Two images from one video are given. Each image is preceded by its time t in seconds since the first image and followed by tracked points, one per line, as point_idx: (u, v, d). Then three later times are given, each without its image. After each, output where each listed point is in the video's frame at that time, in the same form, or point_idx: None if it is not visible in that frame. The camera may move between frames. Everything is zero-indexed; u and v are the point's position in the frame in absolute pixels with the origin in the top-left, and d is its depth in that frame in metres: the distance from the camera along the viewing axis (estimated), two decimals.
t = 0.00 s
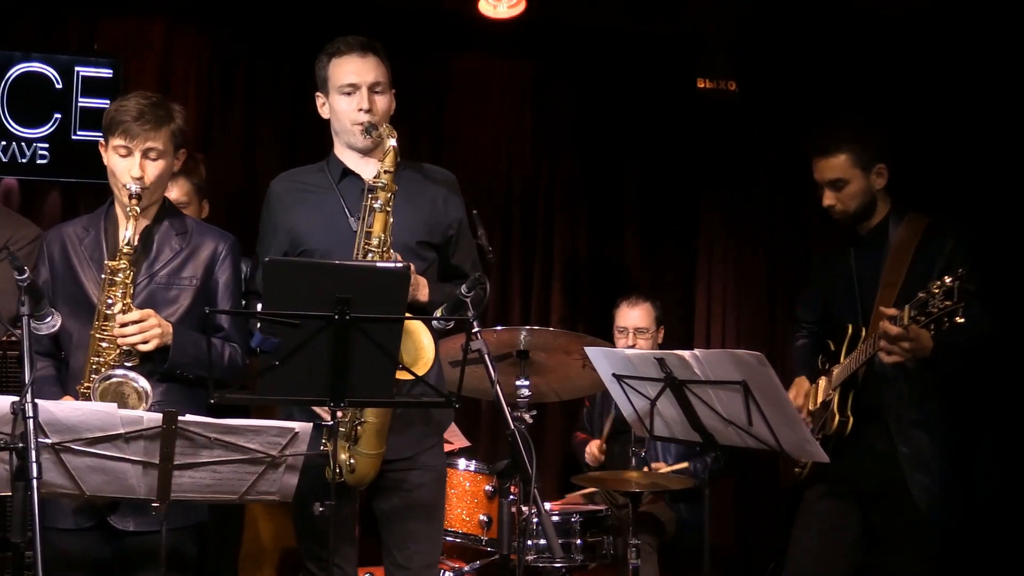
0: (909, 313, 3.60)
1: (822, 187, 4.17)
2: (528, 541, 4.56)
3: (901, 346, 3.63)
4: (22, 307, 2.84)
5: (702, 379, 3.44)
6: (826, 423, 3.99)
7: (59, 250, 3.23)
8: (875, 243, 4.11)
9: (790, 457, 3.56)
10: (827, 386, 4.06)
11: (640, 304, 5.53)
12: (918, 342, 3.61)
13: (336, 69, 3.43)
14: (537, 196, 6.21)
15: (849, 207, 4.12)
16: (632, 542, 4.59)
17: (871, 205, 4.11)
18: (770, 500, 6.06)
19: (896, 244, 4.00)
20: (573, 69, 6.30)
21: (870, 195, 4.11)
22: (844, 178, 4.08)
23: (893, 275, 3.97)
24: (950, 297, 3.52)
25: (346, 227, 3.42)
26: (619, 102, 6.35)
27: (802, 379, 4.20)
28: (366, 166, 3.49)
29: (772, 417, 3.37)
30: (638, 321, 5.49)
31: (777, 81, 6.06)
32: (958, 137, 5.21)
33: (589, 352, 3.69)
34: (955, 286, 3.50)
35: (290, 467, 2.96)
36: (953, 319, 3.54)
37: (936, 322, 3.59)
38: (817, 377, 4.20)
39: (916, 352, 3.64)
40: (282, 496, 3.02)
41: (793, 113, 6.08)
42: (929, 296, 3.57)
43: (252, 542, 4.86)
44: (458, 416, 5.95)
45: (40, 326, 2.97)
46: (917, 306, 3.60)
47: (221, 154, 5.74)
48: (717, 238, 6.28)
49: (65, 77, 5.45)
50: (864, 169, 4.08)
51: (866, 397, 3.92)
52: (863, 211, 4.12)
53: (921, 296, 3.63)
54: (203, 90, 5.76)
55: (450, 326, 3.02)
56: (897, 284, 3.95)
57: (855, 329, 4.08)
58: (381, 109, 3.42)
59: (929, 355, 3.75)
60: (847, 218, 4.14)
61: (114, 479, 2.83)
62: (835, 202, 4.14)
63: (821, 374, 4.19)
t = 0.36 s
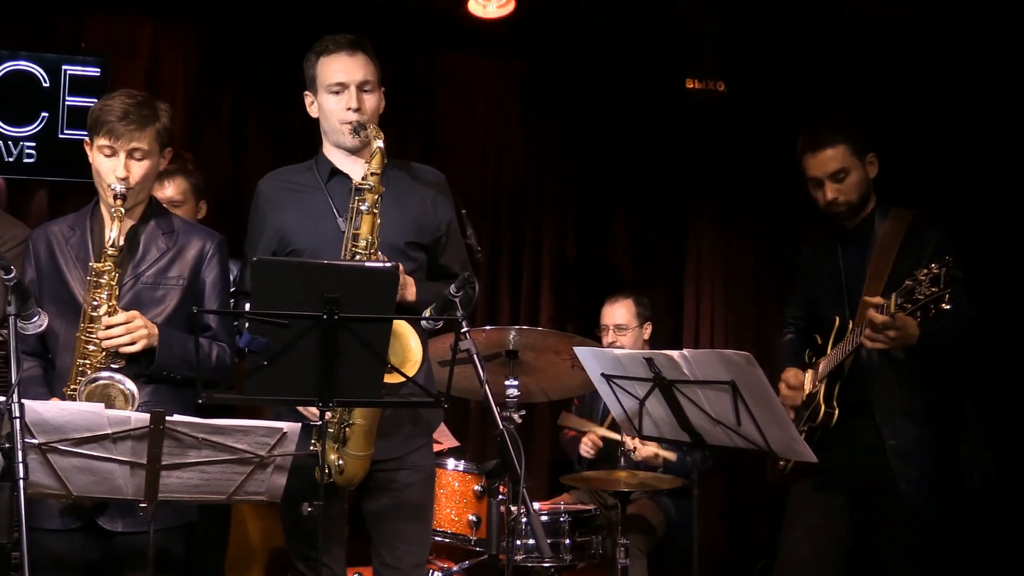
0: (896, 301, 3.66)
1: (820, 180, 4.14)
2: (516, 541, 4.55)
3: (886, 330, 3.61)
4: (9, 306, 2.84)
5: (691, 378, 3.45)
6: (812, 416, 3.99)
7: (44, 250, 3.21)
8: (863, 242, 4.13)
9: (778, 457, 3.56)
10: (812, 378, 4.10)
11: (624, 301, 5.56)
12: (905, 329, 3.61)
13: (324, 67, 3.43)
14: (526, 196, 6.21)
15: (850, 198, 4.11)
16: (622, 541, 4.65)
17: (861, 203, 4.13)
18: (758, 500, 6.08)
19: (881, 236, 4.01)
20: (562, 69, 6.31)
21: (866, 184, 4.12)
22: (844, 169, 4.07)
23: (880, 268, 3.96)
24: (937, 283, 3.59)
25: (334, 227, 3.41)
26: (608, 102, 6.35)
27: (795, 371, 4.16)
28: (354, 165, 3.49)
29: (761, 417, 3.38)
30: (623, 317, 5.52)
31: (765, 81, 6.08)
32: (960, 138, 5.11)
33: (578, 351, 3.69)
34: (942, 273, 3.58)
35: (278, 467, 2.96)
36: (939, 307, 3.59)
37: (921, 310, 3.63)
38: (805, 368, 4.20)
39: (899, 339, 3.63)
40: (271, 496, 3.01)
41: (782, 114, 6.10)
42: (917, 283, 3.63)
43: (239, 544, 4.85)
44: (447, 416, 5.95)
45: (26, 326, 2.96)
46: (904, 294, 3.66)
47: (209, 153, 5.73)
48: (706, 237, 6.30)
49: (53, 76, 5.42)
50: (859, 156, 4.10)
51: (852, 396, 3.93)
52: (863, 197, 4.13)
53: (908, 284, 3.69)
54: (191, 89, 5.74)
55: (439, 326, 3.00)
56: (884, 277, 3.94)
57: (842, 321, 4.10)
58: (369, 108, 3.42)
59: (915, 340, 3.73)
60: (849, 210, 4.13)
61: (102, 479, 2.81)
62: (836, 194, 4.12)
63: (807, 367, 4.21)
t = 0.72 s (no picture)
0: (889, 307, 3.68)
1: (809, 184, 4.11)
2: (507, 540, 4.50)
3: (853, 357, 3.73)
4: None
5: (681, 378, 3.45)
6: (801, 417, 4.00)
7: (33, 251, 3.20)
8: (853, 243, 4.13)
9: (768, 457, 3.57)
10: (802, 377, 4.09)
11: (616, 304, 5.57)
12: (871, 355, 3.71)
13: (314, 68, 3.42)
14: (517, 196, 6.21)
15: (841, 200, 4.08)
16: (612, 541, 4.55)
17: (852, 202, 4.11)
18: (749, 499, 6.09)
19: (874, 240, 4.00)
20: (553, 69, 6.31)
21: (857, 185, 4.10)
22: (834, 171, 4.05)
23: (872, 269, 3.97)
24: (930, 292, 3.59)
25: (324, 228, 3.40)
26: (599, 102, 6.36)
27: (787, 367, 4.18)
28: (344, 167, 3.47)
29: (750, 416, 3.38)
30: (614, 318, 5.52)
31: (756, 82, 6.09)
32: (958, 138, 5.01)
33: (568, 351, 3.69)
34: (935, 281, 3.58)
35: (269, 467, 2.95)
36: (931, 315, 3.60)
37: (914, 319, 3.65)
38: (794, 369, 4.22)
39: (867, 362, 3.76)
40: (261, 497, 3.00)
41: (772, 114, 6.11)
42: (910, 291, 3.64)
43: (229, 545, 4.84)
44: (438, 416, 5.95)
45: (14, 325, 2.97)
46: (897, 301, 3.67)
47: (200, 152, 5.71)
48: (697, 238, 6.31)
49: (42, 74, 5.40)
50: (850, 159, 4.08)
51: (841, 396, 3.95)
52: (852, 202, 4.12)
53: (901, 290, 3.69)
54: (182, 89, 5.72)
55: (430, 326, 2.99)
56: (875, 278, 3.95)
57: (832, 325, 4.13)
58: (359, 109, 3.42)
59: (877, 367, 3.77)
60: (841, 211, 4.11)
61: (91, 480, 2.81)
62: (828, 197, 4.09)
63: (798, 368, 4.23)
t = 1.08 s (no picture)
0: (869, 294, 3.71)
1: (799, 175, 4.17)
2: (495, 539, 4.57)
3: (829, 351, 3.74)
4: None
5: (672, 378, 3.46)
6: (784, 409, 4.00)
7: (26, 250, 3.20)
8: (843, 243, 4.14)
9: (759, 456, 3.57)
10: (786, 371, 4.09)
11: (612, 297, 5.56)
12: (847, 350, 3.70)
13: (305, 68, 3.41)
14: (509, 196, 6.21)
15: (827, 194, 4.13)
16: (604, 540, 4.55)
17: (842, 199, 4.15)
18: (739, 498, 6.11)
19: (864, 236, 4.02)
20: (544, 69, 6.31)
21: (846, 183, 4.13)
22: (823, 166, 4.09)
23: (858, 270, 3.99)
24: (910, 277, 3.66)
25: (314, 228, 3.40)
26: (591, 102, 6.35)
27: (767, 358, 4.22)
28: (334, 168, 3.46)
29: (741, 416, 3.39)
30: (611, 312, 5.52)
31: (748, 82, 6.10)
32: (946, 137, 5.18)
33: (560, 351, 3.70)
34: (915, 267, 3.65)
35: (260, 468, 2.94)
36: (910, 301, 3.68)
37: (892, 303, 3.71)
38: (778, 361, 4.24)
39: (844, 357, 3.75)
40: (252, 497, 3.00)
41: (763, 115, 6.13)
42: (889, 277, 3.69)
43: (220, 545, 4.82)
44: (429, 416, 5.94)
45: (4, 325, 3.01)
46: (876, 288, 3.71)
47: (191, 151, 5.69)
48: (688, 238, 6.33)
49: (32, 73, 5.37)
50: (843, 157, 4.10)
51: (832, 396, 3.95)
52: (840, 200, 4.15)
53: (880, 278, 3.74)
54: (173, 88, 5.70)
55: (422, 325, 2.99)
56: (862, 280, 3.97)
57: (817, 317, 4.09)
58: (350, 110, 3.41)
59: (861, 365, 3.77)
60: (826, 207, 4.17)
61: (81, 480, 2.80)
62: (814, 190, 4.14)
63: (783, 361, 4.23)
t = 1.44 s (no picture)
0: (854, 293, 3.69)
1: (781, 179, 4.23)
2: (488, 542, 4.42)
3: (817, 349, 3.74)
4: None
5: (666, 378, 3.46)
6: (779, 410, 3.99)
7: (20, 249, 3.20)
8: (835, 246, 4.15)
9: (753, 456, 3.58)
10: (782, 372, 4.08)
11: (603, 303, 5.57)
12: (836, 348, 3.70)
13: (297, 69, 3.41)
14: (502, 196, 6.21)
15: (805, 199, 4.18)
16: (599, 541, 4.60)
17: (825, 200, 4.16)
18: (733, 499, 6.11)
19: (852, 234, 4.03)
20: (538, 69, 6.31)
21: (826, 188, 4.16)
22: (800, 170, 4.15)
23: (849, 261, 3.99)
24: (892, 273, 3.61)
25: (307, 229, 3.39)
26: (585, 102, 6.36)
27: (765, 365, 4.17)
28: (326, 168, 3.46)
29: (735, 416, 3.39)
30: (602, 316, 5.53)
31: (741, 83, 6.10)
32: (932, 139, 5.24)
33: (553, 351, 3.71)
34: (896, 263, 3.61)
35: (253, 468, 2.93)
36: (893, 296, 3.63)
37: (877, 300, 3.68)
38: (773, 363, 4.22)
39: (833, 354, 3.76)
40: (245, 497, 2.97)
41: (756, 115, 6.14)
42: (872, 274, 3.65)
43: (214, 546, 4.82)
44: (423, 416, 5.94)
45: None
46: (861, 285, 3.68)
47: (184, 151, 5.69)
48: (681, 238, 6.33)
49: (25, 72, 5.35)
50: (819, 160, 4.14)
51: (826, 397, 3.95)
52: (819, 203, 4.17)
53: (865, 274, 3.71)
54: (166, 88, 5.69)
55: (416, 326, 2.98)
56: (851, 271, 3.97)
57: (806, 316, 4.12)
58: (342, 111, 3.41)
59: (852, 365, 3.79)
60: (803, 209, 4.20)
61: (74, 480, 2.79)
62: (793, 194, 4.20)
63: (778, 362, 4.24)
